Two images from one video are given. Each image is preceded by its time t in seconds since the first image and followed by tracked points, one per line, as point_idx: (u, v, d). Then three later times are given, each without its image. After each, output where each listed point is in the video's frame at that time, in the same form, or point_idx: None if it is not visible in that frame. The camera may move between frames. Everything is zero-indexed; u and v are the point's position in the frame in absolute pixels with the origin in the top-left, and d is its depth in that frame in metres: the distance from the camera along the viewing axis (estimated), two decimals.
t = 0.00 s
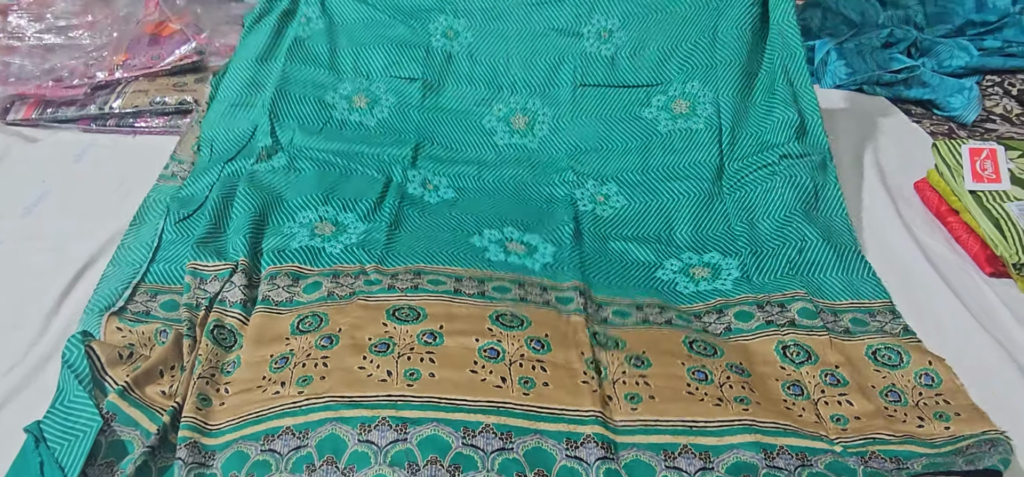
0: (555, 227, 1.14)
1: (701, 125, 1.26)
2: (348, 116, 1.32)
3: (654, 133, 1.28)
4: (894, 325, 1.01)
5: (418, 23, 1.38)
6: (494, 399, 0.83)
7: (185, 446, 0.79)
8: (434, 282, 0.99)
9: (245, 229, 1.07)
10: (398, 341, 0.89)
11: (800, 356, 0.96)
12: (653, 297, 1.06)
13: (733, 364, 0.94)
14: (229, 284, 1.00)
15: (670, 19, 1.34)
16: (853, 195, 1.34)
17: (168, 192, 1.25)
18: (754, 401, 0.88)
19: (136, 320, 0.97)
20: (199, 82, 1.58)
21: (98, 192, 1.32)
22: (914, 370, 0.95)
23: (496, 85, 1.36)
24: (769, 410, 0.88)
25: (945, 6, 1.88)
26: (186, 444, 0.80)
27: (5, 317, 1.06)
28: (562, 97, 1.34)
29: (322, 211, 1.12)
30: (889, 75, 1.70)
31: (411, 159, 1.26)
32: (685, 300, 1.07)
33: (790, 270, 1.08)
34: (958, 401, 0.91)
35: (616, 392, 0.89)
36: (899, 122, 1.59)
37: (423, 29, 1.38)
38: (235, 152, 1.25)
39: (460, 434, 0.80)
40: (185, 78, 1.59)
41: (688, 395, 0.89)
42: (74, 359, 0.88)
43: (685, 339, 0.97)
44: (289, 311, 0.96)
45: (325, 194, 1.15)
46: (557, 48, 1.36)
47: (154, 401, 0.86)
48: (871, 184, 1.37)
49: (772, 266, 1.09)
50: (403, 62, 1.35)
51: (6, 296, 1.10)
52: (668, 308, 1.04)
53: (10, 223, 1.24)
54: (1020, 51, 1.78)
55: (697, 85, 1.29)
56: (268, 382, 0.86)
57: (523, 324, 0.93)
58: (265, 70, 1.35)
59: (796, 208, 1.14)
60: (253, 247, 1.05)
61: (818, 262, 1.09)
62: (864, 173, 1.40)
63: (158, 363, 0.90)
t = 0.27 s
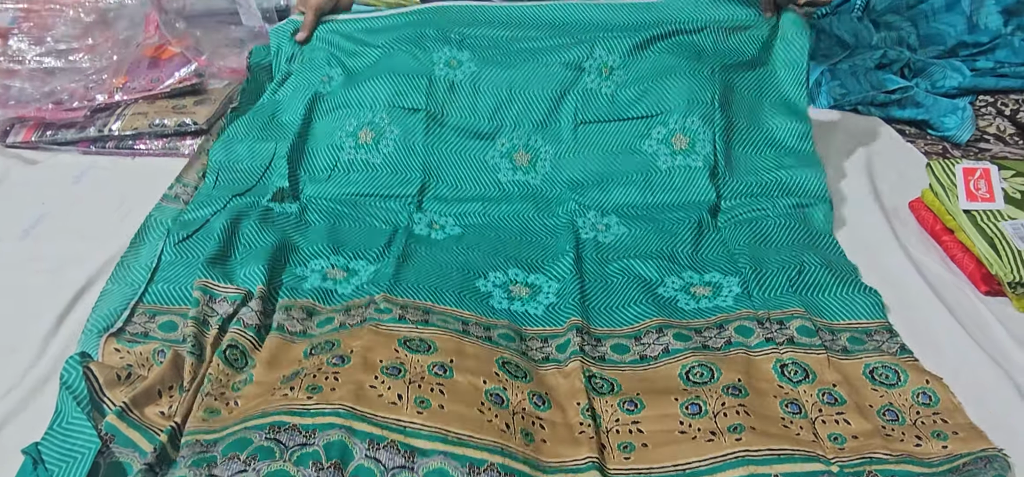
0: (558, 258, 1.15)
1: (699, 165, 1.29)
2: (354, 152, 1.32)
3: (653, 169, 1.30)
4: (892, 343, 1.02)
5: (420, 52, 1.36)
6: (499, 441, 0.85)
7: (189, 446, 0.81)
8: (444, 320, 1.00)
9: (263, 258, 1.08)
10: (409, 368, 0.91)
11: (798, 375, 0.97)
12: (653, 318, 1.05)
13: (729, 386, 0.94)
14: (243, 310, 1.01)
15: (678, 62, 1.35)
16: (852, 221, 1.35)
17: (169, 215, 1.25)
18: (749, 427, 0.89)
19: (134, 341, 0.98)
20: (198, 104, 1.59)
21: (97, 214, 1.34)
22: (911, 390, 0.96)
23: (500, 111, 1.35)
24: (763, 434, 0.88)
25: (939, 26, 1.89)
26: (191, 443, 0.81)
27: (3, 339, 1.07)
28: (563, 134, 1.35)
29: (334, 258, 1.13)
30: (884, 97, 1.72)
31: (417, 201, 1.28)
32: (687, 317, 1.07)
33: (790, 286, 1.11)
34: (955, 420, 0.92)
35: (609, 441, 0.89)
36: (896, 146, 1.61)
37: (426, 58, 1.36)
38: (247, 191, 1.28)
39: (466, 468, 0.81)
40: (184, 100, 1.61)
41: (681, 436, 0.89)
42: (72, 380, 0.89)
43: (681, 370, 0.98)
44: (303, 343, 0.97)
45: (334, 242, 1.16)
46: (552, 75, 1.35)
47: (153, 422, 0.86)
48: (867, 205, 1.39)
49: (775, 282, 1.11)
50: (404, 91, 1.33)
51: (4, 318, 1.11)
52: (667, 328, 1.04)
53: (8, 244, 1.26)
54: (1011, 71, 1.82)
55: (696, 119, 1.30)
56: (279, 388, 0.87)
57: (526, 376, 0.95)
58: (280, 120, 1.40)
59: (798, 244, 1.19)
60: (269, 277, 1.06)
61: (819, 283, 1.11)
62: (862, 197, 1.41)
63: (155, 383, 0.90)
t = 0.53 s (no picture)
0: (558, 276, 1.16)
1: (693, 186, 1.32)
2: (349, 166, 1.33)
3: (649, 192, 1.33)
4: (892, 360, 1.03)
5: (420, 72, 1.43)
6: (498, 463, 0.84)
7: None
8: (441, 345, 1.00)
9: (265, 276, 1.08)
10: (407, 402, 0.90)
11: (798, 392, 0.97)
12: (654, 336, 1.06)
13: (730, 405, 0.95)
14: (246, 328, 1.01)
15: (669, 80, 1.44)
16: (845, 236, 1.36)
17: (170, 231, 1.26)
18: (749, 446, 0.88)
19: (134, 359, 0.98)
20: (197, 122, 1.60)
21: (97, 232, 1.35)
22: (912, 406, 0.96)
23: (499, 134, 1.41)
24: (763, 453, 0.88)
25: (934, 44, 1.95)
26: None
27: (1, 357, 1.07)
28: (560, 156, 1.40)
29: (334, 278, 1.14)
30: (880, 113, 1.75)
31: (414, 222, 1.27)
32: (687, 334, 1.08)
33: (789, 303, 1.11)
34: (956, 437, 0.92)
35: (611, 458, 0.89)
36: (889, 160, 1.63)
37: (425, 78, 1.43)
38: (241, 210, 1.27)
39: None
40: (184, 118, 1.63)
41: (682, 456, 0.88)
42: (72, 398, 0.90)
43: (682, 389, 0.98)
44: (305, 374, 0.97)
45: (333, 260, 1.17)
46: (553, 106, 1.44)
47: (154, 441, 0.87)
48: (866, 220, 1.40)
49: (773, 300, 1.11)
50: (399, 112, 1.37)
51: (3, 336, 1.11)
52: (667, 347, 1.04)
53: (8, 262, 1.26)
54: (1007, 89, 1.84)
55: (691, 140, 1.36)
56: (283, 425, 0.88)
57: (525, 393, 0.95)
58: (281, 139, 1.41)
59: (796, 262, 1.19)
60: (272, 296, 1.07)
61: (818, 300, 1.12)
62: (855, 211, 1.43)
63: (156, 402, 0.90)
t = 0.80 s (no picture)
0: (558, 290, 1.16)
1: (690, 201, 1.32)
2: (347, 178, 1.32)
3: (647, 208, 1.34)
4: (892, 374, 1.03)
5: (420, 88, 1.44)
6: None
7: None
8: (438, 364, 1.00)
9: (265, 292, 1.08)
10: (405, 426, 0.90)
11: (798, 406, 0.97)
12: (654, 351, 1.06)
13: (729, 422, 0.95)
14: (244, 344, 1.01)
15: (667, 94, 1.45)
16: (844, 250, 1.37)
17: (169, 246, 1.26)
18: (749, 462, 0.89)
19: (132, 373, 0.98)
20: (196, 136, 1.61)
21: (95, 247, 1.35)
22: (913, 420, 0.96)
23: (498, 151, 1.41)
24: (763, 469, 0.88)
25: (931, 58, 1.97)
26: None
27: None
28: (558, 173, 1.43)
29: (333, 292, 1.14)
30: (877, 127, 1.76)
31: (413, 235, 1.27)
32: (686, 348, 1.07)
33: (787, 317, 1.11)
34: (957, 451, 0.92)
35: (611, 473, 0.88)
36: (887, 174, 1.64)
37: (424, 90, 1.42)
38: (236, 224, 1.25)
39: None
40: (183, 133, 1.63)
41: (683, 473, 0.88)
42: (70, 413, 0.91)
43: (681, 406, 0.98)
44: (304, 390, 0.97)
45: (333, 276, 1.18)
46: (551, 121, 1.45)
47: (150, 457, 0.86)
48: (864, 234, 1.41)
49: (771, 314, 1.12)
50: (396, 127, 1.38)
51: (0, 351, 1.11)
52: (666, 362, 1.04)
53: (7, 276, 1.26)
54: (1004, 102, 1.86)
55: (689, 155, 1.37)
56: (284, 459, 0.87)
57: (523, 409, 0.94)
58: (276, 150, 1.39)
59: (796, 275, 1.20)
60: (268, 312, 1.06)
61: (817, 313, 1.12)
62: (853, 224, 1.44)
63: (153, 417, 0.90)
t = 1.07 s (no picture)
0: (557, 300, 1.16)
1: (689, 212, 1.33)
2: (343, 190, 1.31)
3: (646, 220, 1.34)
4: (892, 383, 1.03)
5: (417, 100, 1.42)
6: None
7: None
8: (439, 379, 1.00)
9: (266, 302, 1.08)
10: (404, 439, 0.90)
11: (799, 416, 0.97)
12: (654, 362, 1.06)
13: (730, 432, 0.94)
14: (244, 354, 1.01)
15: (663, 106, 1.47)
16: (843, 260, 1.37)
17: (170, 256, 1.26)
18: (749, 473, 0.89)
19: (131, 384, 0.98)
20: (195, 146, 1.61)
21: (94, 257, 1.34)
22: (914, 430, 0.96)
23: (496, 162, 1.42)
24: None
25: (930, 68, 1.97)
26: None
27: None
28: (557, 186, 1.41)
29: (332, 302, 1.14)
30: (876, 137, 1.77)
31: (413, 246, 1.27)
32: (686, 359, 1.07)
33: (787, 327, 1.11)
34: (959, 460, 0.92)
35: None
36: (886, 184, 1.64)
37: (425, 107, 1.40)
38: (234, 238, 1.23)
39: None
40: (182, 143, 1.63)
41: None
42: (69, 424, 0.90)
43: (682, 416, 0.98)
44: (303, 401, 0.97)
45: (333, 286, 1.17)
46: (550, 136, 1.47)
47: (149, 467, 0.86)
48: (864, 243, 1.41)
49: (771, 324, 1.12)
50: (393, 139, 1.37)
51: None
52: (667, 373, 1.04)
53: (6, 287, 1.26)
54: (1002, 112, 1.87)
55: (687, 167, 1.37)
56: (283, 471, 0.87)
57: (523, 420, 0.94)
58: (276, 161, 1.38)
59: (795, 285, 1.20)
60: (270, 322, 1.06)
61: (816, 323, 1.12)
62: (852, 234, 1.44)
63: (152, 427, 0.90)
